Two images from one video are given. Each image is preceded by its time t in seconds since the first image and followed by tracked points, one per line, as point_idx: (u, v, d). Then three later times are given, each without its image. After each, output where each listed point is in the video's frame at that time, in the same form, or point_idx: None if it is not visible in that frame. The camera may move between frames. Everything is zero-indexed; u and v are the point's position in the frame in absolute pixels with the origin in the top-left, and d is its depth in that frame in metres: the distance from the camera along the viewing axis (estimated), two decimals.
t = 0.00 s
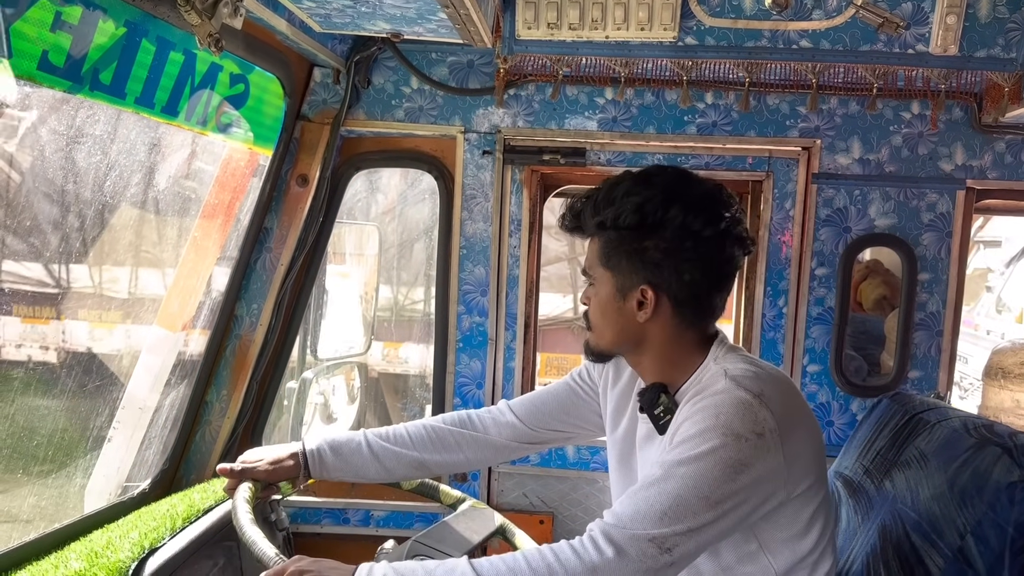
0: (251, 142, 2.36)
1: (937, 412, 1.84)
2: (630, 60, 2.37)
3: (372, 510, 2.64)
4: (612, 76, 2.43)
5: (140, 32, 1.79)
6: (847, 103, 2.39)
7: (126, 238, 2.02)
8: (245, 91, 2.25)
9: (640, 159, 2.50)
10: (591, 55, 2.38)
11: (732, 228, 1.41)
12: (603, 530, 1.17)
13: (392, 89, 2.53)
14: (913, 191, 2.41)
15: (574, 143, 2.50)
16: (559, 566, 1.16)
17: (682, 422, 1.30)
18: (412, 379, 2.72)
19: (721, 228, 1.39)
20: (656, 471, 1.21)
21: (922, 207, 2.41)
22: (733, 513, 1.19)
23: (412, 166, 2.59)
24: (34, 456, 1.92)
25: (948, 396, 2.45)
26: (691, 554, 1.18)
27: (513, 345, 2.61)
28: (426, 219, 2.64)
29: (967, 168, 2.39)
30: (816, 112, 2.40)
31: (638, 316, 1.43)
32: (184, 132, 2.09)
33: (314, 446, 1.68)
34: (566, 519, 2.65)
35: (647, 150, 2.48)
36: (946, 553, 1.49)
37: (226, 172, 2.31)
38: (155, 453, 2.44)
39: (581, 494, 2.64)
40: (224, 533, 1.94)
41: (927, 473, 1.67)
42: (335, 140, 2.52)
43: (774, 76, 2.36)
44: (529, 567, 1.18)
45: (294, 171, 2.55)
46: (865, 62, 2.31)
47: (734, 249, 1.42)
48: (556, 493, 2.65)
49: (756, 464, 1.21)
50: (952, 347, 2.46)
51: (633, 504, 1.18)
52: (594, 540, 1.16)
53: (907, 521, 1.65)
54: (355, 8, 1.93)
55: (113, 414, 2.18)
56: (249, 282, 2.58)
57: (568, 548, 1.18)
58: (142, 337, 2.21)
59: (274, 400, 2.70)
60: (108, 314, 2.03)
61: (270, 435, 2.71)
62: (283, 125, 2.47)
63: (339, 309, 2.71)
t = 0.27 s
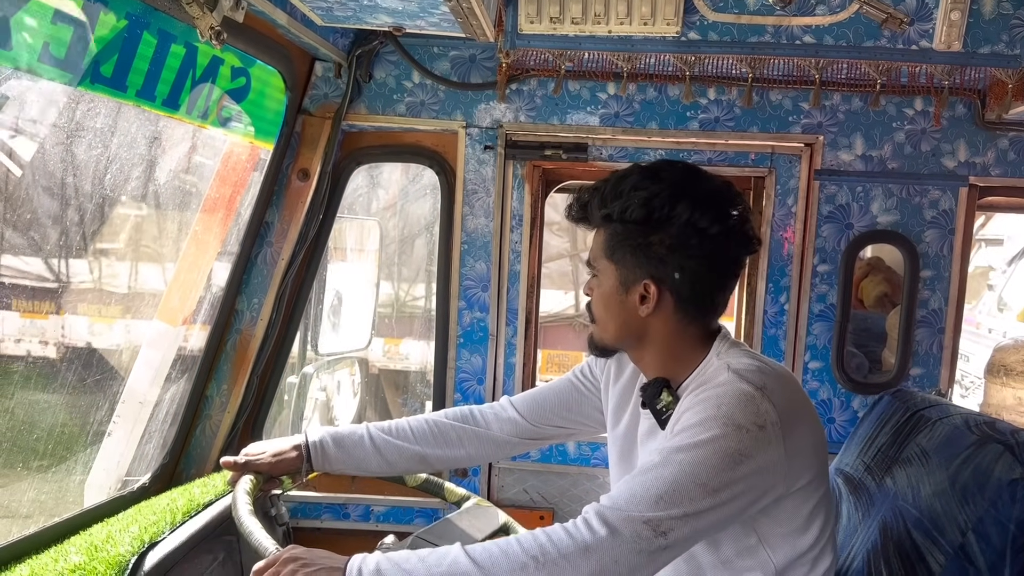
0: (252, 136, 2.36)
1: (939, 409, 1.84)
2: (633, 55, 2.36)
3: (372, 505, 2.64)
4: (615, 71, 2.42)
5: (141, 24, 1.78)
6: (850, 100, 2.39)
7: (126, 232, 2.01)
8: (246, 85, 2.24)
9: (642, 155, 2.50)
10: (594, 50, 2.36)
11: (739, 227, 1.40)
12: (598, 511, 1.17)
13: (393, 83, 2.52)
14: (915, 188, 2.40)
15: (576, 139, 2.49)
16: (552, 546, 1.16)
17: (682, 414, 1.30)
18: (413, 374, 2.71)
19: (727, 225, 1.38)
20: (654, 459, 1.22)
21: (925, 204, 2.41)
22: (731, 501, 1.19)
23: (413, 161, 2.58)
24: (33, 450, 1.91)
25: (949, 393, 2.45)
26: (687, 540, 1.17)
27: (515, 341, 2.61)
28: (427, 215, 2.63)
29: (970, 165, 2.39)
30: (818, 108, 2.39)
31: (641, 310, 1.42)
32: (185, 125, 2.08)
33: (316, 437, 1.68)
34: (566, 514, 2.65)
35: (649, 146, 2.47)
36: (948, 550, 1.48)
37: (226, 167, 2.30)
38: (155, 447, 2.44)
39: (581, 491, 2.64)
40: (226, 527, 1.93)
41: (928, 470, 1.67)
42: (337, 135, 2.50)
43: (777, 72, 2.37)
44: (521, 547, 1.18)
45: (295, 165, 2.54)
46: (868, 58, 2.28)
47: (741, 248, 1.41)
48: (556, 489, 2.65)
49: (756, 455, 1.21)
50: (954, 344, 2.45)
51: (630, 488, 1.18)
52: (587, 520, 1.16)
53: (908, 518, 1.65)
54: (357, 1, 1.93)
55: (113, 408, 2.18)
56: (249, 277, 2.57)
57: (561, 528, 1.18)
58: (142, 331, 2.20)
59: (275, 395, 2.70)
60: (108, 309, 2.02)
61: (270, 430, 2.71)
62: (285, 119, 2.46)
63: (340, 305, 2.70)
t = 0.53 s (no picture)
0: (254, 131, 2.35)
1: (940, 405, 1.84)
2: (635, 51, 2.33)
3: (374, 500, 2.64)
4: (617, 67, 2.41)
5: (143, 18, 1.77)
6: (853, 96, 2.38)
7: (127, 226, 2.01)
8: (248, 79, 2.24)
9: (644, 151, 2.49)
10: (595, 45, 2.32)
11: (751, 224, 1.40)
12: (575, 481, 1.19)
13: (395, 78, 2.52)
14: (918, 184, 2.40)
15: (578, 135, 2.49)
16: (525, 512, 1.18)
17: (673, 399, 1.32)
18: (415, 370, 2.71)
19: (741, 222, 1.37)
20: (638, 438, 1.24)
21: (928, 201, 2.40)
22: (712, 486, 1.20)
23: (415, 157, 2.58)
24: (34, 445, 1.91)
25: (950, 389, 2.45)
26: (664, 518, 1.18)
27: (516, 337, 2.61)
28: (429, 211, 2.62)
29: (972, 162, 2.38)
30: (821, 104, 2.39)
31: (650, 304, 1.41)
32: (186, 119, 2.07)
33: (327, 414, 1.68)
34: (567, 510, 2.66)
35: (651, 142, 2.47)
36: (949, 546, 1.48)
37: (227, 161, 2.30)
38: (155, 443, 2.44)
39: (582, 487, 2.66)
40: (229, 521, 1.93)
41: (929, 466, 1.67)
42: (338, 130, 2.50)
43: (781, 68, 2.36)
44: (497, 511, 1.20)
45: (296, 160, 2.53)
46: (871, 55, 2.25)
47: (754, 246, 1.41)
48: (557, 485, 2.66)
49: (742, 443, 1.22)
50: (956, 341, 2.45)
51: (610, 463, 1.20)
52: (564, 489, 1.19)
53: (908, 513, 1.65)
54: None
55: (114, 403, 2.18)
56: (251, 273, 2.56)
57: (537, 495, 1.20)
58: (143, 327, 2.19)
59: (276, 390, 2.70)
60: (108, 304, 2.01)
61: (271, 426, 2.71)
62: (286, 114, 2.46)
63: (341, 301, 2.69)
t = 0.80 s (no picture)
0: (255, 127, 2.35)
1: (941, 402, 1.84)
2: (638, 47, 2.35)
3: (375, 497, 2.64)
4: (620, 63, 2.40)
5: (146, 14, 1.77)
6: (856, 92, 2.37)
7: (128, 222, 2.00)
8: (250, 75, 2.23)
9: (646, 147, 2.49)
10: (599, 42, 2.36)
11: (763, 223, 1.47)
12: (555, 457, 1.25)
13: (397, 74, 2.51)
14: (921, 181, 2.40)
15: (581, 131, 2.48)
16: (504, 483, 1.23)
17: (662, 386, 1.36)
18: (417, 366, 2.71)
19: (755, 220, 1.44)
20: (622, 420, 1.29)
21: (930, 198, 2.40)
22: (692, 468, 1.23)
23: (417, 153, 2.57)
24: (36, 441, 1.91)
25: (952, 385, 2.46)
26: (641, 497, 1.23)
27: (518, 334, 2.61)
28: (430, 208, 2.62)
29: (975, 158, 2.38)
30: (824, 101, 2.38)
31: (664, 296, 1.44)
32: (188, 115, 2.07)
33: (347, 409, 1.73)
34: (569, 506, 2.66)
35: (653, 138, 2.47)
36: (950, 543, 1.47)
37: (229, 158, 2.30)
38: (157, 439, 2.44)
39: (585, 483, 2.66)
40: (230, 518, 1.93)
41: (931, 463, 1.66)
42: (341, 126, 2.50)
43: (784, 64, 2.35)
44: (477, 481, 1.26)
45: (298, 157, 2.53)
46: (874, 51, 2.28)
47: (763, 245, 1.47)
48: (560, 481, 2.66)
49: (725, 430, 1.26)
50: (958, 338, 2.45)
51: (591, 442, 1.25)
52: (543, 463, 1.24)
53: (910, 511, 1.65)
54: None
55: (116, 399, 2.18)
56: (252, 269, 2.56)
57: (517, 467, 1.26)
58: (144, 323, 2.19)
59: (278, 387, 2.70)
60: (108, 300, 2.01)
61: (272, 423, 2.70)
62: (288, 111, 2.45)
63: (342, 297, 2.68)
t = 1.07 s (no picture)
0: (256, 125, 2.36)
1: (942, 400, 1.84)
2: (637, 45, 2.30)
3: (375, 495, 2.65)
4: (620, 61, 2.42)
5: (147, 13, 1.78)
6: (856, 91, 2.39)
7: (128, 221, 2.01)
8: (251, 74, 2.24)
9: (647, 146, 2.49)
10: (599, 40, 2.30)
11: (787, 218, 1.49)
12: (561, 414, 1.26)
13: (398, 73, 2.52)
14: (921, 180, 2.40)
15: (581, 130, 2.49)
16: (509, 430, 1.24)
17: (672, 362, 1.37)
18: (417, 364, 2.71)
19: (781, 214, 1.46)
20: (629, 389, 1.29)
21: (931, 196, 2.40)
22: (692, 447, 1.24)
23: (417, 151, 2.57)
24: (38, 439, 1.92)
25: (953, 384, 2.46)
26: (639, 467, 1.24)
27: (518, 332, 2.61)
28: (431, 206, 2.62)
29: (976, 157, 2.38)
30: (824, 99, 2.39)
31: (692, 287, 1.45)
32: (188, 113, 2.07)
33: (358, 414, 1.67)
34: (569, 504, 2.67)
35: (654, 137, 2.47)
36: (950, 541, 1.47)
37: (230, 156, 2.30)
38: (159, 437, 2.45)
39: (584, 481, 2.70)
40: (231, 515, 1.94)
41: (931, 460, 1.67)
42: (341, 125, 2.51)
43: (784, 63, 2.35)
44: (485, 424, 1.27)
45: (299, 155, 2.54)
46: (875, 49, 2.25)
47: (785, 238, 1.50)
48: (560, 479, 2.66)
49: (730, 412, 1.26)
50: (958, 336, 2.45)
51: (597, 405, 1.26)
52: (549, 417, 1.25)
53: (910, 508, 1.65)
54: None
55: (118, 397, 2.18)
56: (253, 267, 2.57)
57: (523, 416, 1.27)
58: (145, 322, 2.19)
59: (279, 385, 2.71)
60: (109, 299, 2.02)
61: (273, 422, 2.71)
62: (288, 110, 2.45)
63: (343, 296, 2.68)
